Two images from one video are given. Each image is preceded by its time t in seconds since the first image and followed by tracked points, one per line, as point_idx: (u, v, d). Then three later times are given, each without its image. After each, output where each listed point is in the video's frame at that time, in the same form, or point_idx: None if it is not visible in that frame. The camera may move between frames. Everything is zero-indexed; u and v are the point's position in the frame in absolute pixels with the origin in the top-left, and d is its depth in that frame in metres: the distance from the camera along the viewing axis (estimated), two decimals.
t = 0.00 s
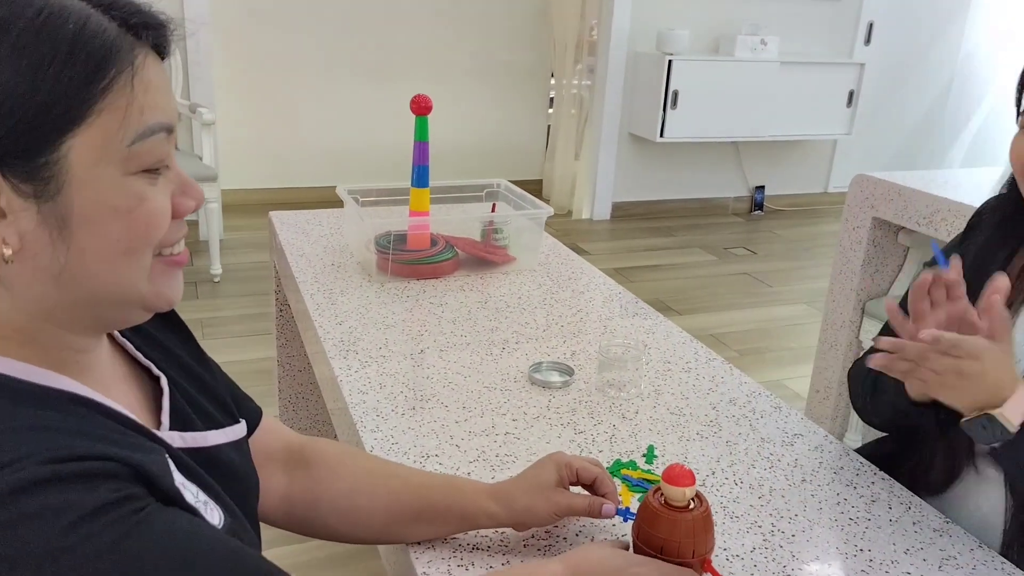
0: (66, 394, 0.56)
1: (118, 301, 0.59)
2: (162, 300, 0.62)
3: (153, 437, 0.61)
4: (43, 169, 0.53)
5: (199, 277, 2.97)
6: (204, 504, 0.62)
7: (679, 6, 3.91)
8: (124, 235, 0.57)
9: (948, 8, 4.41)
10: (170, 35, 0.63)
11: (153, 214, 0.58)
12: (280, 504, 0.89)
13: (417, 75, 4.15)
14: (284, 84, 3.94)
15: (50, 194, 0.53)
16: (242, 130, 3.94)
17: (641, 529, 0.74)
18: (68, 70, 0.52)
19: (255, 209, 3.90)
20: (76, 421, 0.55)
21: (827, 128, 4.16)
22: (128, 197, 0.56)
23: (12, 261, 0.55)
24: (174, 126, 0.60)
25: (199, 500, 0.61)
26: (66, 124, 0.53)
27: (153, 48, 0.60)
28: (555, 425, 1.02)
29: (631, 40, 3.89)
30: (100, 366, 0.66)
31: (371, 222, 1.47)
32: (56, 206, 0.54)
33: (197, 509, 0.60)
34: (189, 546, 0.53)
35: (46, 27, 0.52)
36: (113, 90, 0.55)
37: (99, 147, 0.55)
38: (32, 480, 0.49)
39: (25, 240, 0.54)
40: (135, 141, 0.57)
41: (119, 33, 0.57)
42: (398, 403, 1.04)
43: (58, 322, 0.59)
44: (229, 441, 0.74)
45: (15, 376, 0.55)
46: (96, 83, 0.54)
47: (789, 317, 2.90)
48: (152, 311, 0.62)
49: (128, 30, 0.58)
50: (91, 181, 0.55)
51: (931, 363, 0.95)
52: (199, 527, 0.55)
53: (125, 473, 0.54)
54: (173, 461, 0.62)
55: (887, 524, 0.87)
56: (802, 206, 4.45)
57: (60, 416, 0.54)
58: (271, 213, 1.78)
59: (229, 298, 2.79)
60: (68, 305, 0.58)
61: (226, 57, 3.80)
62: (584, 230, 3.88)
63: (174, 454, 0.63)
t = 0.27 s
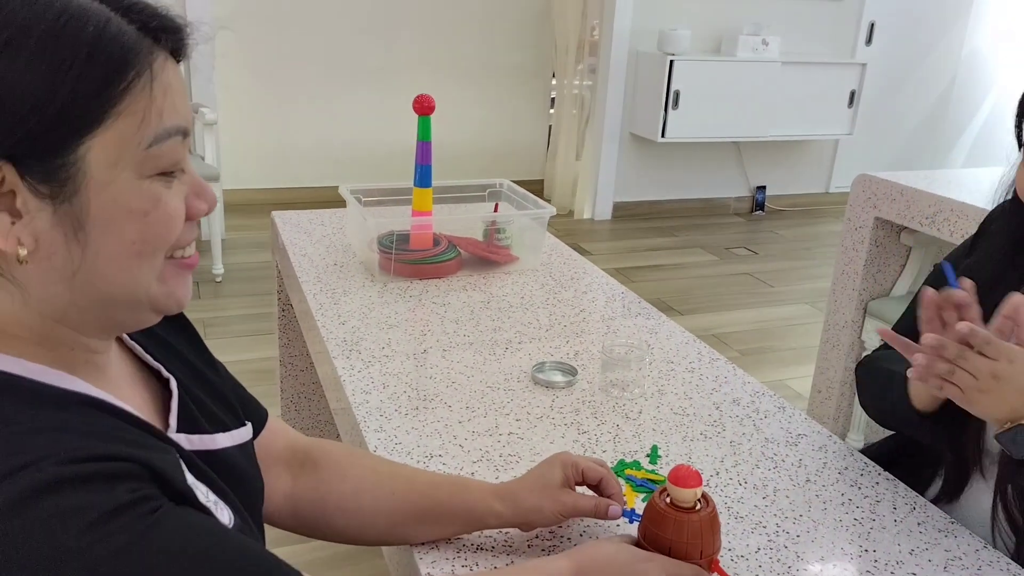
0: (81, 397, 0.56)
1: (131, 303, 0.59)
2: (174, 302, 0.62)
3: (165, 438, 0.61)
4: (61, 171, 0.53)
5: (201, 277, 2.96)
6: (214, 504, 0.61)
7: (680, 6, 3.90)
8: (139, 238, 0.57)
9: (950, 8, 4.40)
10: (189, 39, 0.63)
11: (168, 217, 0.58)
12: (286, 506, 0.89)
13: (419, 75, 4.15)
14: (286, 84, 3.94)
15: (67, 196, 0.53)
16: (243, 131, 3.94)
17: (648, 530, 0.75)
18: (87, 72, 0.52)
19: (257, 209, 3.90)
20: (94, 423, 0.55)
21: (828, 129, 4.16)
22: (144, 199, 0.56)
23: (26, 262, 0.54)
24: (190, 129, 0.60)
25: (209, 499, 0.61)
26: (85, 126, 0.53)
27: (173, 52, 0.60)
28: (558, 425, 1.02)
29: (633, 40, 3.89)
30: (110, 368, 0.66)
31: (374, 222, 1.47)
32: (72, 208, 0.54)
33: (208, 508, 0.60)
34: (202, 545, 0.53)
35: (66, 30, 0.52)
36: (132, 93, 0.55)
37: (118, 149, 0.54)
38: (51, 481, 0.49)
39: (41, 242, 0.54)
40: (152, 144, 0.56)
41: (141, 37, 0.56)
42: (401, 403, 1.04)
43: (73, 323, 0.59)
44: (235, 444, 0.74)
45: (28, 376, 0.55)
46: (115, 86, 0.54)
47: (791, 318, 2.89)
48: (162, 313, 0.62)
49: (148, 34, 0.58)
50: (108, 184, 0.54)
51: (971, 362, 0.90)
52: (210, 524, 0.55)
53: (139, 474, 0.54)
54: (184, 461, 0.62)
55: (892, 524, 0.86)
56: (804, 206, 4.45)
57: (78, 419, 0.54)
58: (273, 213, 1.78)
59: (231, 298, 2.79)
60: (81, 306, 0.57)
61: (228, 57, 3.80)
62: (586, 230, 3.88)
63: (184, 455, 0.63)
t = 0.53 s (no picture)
0: (81, 397, 0.55)
1: (129, 304, 0.58)
2: (173, 301, 0.61)
3: (164, 437, 0.61)
4: (61, 170, 0.52)
5: (202, 277, 2.96)
6: (214, 503, 0.61)
7: (682, 5, 3.89)
8: (137, 239, 0.56)
9: (953, 8, 4.39)
10: (190, 40, 0.62)
11: (167, 218, 0.57)
12: (287, 507, 0.88)
13: (420, 75, 4.14)
14: (288, 85, 3.94)
15: (66, 197, 0.53)
16: (244, 130, 3.93)
17: (652, 531, 0.74)
18: (88, 72, 0.52)
19: (258, 208, 3.90)
20: (95, 423, 0.54)
21: (830, 128, 4.15)
22: (144, 200, 0.56)
23: (23, 262, 0.54)
24: (190, 130, 0.60)
25: (209, 499, 0.60)
26: (85, 126, 0.52)
27: (176, 54, 0.60)
28: (560, 425, 1.01)
29: (634, 40, 3.88)
30: (108, 367, 0.65)
31: (375, 221, 1.46)
32: (72, 207, 0.53)
33: (207, 508, 0.59)
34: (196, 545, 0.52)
35: (68, 28, 0.51)
36: (133, 93, 0.54)
37: (118, 149, 0.54)
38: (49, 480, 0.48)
39: (40, 242, 0.54)
40: (153, 144, 0.56)
41: (145, 38, 0.56)
42: (402, 403, 1.03)
43: (72, 322, 0.58)
44: (236, 444, 0.73)
45: (24, 376, 0.54)
46: (116, 85, 0.53)
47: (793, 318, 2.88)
48: (160, 315, 0.61)
49: (152, 34, 0.57)
50: (107, 184, 0.54)
51: None
52: (206, 523, 0.54)
53: (138, 473, 0.53)
54: (183, 461, 0.62)
55: (895, 525, 0.86)
56: (806, 206, 4.44)
57: (79, 419, 0.54)
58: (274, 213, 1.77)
59: (232, 298, 2.78)
60: (80, 306, 0.57)
61: (229, 57, 3.80)
62: (588, 230, 3.87)
63: (184, 454, 0.63)
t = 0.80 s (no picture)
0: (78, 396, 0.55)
1: (125, 304, 0.58)
2: (171, 300, 0.61)
3: (163, 435, 0.60)
4: (55, 169, 0.52)
5: (204, 276, 2.96)
6: (213, 502, 0.61)
7: (683, 4, 3.89)
8: (132, 239, 0.56)
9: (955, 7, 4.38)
10: (184, 36, 0.62)
11: (161, 217, 0.57)
12: (288, 507, 0.88)
13: (422, 74, 4.14)
14: (289, 84, 3.94)
15: (61, 196, 0.52)
16: (246, 130, 3.93)
17: (655, 531, 0.74)
18: (80, 69, 0.51)
19: (259, 208, 3.90)
20: (92, 423, 0.54)
21: (832, 128, 4.14)
22: (139, 200, 0.55)
23: (19, 262, 0.54)
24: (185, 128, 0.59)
25: (208, 497, 0.60)
26: (78, 124, 0.52)
27: (169, 51, 0.59)
28: (562, 425, 1.01)
29: (636, 39, 3.88)
30: (106, 366, 0.65)
31: (376, 220, 1.46)
32: (66, 207, 0.53)
33: (205, 506, 0.59)
34: (194, 544, 0.52)
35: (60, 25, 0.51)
36: (126, 91, 0.54)
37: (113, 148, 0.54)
38: (45, 479, 0.48)
39: (35, 242, 0.53)
40: (147, 142, 0.56)
41: (138, 35, 0.56)
42: (403, 403, 1.03)
43: (69, 321, 0.58)
44: (236, 443, 0.73)
45: (21, 376, 0.54)
46: (109, 83, 0.53)
47: (795, 318, 2.88)
48: (158, 314, 0.61)
49: (145, 32, 0.57)
50: (102, 183, 0.54)
51: None
52: (204, 523, 0.54)
53: (135, 472, 0.53)
54: (182, 458, 0.61)
55: (898, 526, 0.85)
56: (808, 205, 4.43)
57: (76, 418, 0.53)
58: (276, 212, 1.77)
59: (233, 297, 2.78)
60: (76, 305, 0.57)
61: (231, 57, 3.80)
62: (589, 229, 3.86)
63: (184, 452, 0.63)
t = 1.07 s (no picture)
0: (76, 395, 0.55)
1: (124, 304, 0.58)
2: (170, 300, 0.61)
3: (164, 433, 0.60)
4: (49, 169, 0.51)
5: (205, 276, 2.96)
6: (214, 500, 0.61)
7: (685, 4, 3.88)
8: (130, 240, 0.56)
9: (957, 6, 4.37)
10: (179, 34, 0.62)
11: (158, 217, 0.57)
12: (289, 507, 0.88)
13: (423, 74, 4.14)
14: (291, 83, 3.94)
15: (56, 195, 0.52)
16: (247, 129, 3.93)
17: (658, 532, 0.74)
18: (74, 68, 0.51)
19: (260, 208, 3.90)
20: (89, 422, 0.54)
21: (834, 128, 4.14)
22: (135, 201, 0.55)
23: (15, 264, 0.54)
24: (181, 126, 0.59)
25: (208, 495, 0.60)
26: (73, 124, 0.52)
27: (162, 49, 0.59)
28: (563, 425, 1.01)
29: (638, 39, 3.87)
30: (106, 364, 0.65)
31: (377, 220, 1.46)
32: (62, 208, 0.53)
33: (206, 504, 0.59)
34: (195, 542, 0.52)
35: (54, 23, 0.51)
36: (120, 90, 0.54)
37: (107, 147, 0.53)
38: (41, 478, 0.48)
39: (31, 243, 0.53)
40: (141, 141, 0.55)
41: (131, 34, 0.56)
42: (404, 403, 1.03)
43: (65, 321, 0.58)
44: (238, 442, 0.73)
45: (19, 376, 0.54)
46: (102, 82, 0.53)
47: (797, 317, 2.87)
48: (157, 314, 0.61)
49: (138, 31, 0.57)
50: (96, 183, 0.53)
51: None
52: (205, 521, 0.54)
53: (133, 470, 0.53)
54: (182, 454, 0.61)
55: (899, 527, 0.85)
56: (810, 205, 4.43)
57: (72, 419, 0.53)
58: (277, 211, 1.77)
59: (235, 297, 2.78)
60: (73, 306, 0.57)
61: (233, 56, 3.80)
62: (591, 229, 3.86)
63: (185, 449, 0.62)
